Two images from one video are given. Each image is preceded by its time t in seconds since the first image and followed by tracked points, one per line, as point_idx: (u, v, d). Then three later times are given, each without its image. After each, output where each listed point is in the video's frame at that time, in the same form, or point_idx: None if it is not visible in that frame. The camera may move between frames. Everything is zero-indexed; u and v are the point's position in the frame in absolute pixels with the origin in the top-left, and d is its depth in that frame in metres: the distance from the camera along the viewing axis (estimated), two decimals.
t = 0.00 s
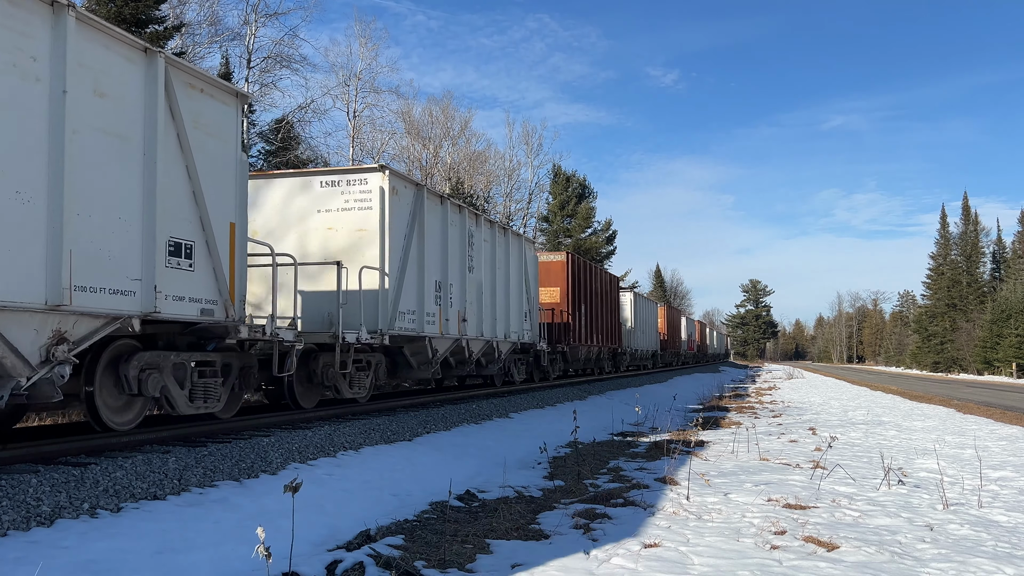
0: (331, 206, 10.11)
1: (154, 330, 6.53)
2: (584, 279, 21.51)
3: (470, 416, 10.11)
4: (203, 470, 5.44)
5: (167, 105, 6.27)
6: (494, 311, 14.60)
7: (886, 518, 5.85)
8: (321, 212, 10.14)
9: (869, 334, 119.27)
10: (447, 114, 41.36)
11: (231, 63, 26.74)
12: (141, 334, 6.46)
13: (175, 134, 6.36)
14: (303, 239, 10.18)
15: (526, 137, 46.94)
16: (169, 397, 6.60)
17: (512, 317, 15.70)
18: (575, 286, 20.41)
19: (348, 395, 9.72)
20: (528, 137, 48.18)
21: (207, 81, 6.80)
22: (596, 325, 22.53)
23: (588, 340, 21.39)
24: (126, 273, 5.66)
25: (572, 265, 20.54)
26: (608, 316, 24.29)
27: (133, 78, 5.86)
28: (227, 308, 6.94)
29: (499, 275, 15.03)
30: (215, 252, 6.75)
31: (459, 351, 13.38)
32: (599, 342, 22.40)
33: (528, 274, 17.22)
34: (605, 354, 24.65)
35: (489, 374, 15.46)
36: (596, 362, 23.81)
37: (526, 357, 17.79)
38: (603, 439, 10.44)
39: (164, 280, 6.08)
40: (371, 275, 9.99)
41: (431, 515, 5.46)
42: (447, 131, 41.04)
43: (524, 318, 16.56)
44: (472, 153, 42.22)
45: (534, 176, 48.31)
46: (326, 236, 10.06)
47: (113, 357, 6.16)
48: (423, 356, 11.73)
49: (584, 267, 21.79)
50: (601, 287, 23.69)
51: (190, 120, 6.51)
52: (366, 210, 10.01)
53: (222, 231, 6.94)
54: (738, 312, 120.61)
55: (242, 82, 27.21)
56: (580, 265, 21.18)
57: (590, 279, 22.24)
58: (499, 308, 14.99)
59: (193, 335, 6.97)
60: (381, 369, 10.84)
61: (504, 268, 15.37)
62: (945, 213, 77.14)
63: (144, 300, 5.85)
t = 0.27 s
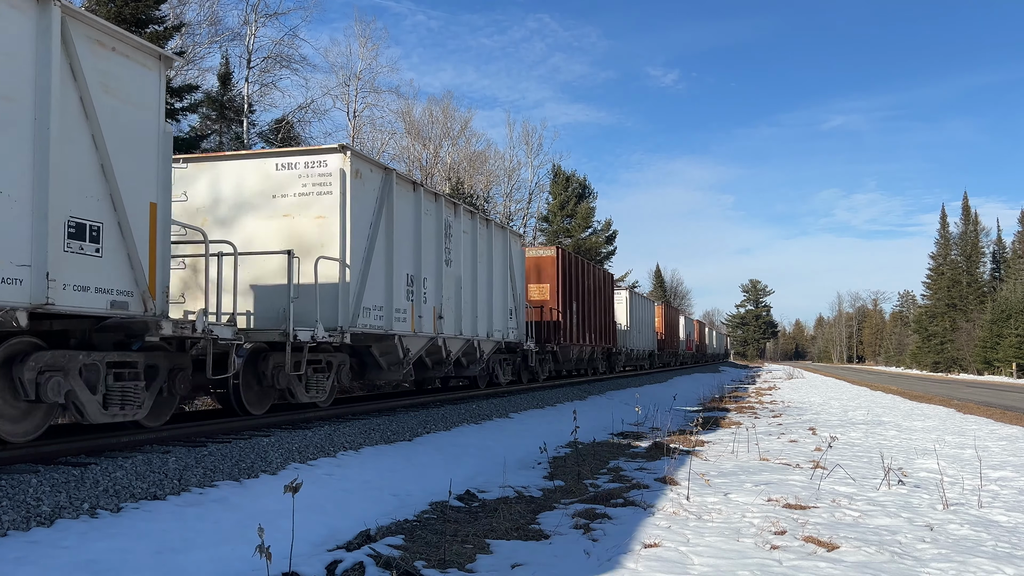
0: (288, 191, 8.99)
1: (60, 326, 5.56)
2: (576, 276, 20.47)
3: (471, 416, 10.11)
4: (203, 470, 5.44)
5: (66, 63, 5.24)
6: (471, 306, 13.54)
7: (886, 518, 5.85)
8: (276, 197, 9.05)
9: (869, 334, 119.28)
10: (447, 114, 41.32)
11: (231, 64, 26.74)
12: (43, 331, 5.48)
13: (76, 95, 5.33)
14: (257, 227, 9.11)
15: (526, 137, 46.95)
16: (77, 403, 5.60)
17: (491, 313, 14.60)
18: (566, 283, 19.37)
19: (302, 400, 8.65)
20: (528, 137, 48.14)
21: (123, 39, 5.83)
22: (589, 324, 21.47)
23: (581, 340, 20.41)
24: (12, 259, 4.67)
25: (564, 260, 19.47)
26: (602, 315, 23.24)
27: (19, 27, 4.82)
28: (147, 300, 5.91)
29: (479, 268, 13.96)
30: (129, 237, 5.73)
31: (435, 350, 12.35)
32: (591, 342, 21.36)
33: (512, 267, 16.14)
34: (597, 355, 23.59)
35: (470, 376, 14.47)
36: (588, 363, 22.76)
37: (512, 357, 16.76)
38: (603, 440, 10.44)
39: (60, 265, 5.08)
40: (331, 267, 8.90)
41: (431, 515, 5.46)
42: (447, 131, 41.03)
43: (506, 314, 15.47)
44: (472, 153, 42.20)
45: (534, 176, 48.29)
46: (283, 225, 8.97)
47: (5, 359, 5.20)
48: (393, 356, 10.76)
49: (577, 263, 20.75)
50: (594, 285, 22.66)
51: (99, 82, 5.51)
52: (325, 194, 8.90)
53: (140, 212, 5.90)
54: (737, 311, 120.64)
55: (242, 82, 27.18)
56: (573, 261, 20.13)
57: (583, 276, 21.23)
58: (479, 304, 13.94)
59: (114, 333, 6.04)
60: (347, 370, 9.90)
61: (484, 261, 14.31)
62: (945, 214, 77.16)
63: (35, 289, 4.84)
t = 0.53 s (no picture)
0: (237, 172, 8.19)
1: None
2: (563, 272, 19.58)
3: (471, 416, 10.11)
4: (203, 470, 5.43)
5: None
6: (446, 301, 12.65)
7: (886, 518, 5.85)
8: (223, 178, 8.22)
9: (869, 334, 119.30)
10: (447, 114, 41.28)
11: (231, 64, 26.74)
12: None
13: None
14: (202, 211, 8.26)
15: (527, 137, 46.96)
16: None
17: (470, 308, 13.67)
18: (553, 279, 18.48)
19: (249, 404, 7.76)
20: (528, 137, 48.11)
21: None
22: (577, 322, 20.55)
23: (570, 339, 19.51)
24: None
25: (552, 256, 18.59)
26: (591, 314, 22.37)
27: None
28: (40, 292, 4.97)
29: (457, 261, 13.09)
30: (12, 212, 4.76)
31: (406, 349, 11.48)
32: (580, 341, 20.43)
33: (494, 259, 15.19)
34: (587, 355, 22.65)
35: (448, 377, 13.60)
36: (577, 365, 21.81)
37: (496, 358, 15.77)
38: (603, 440, 10.44)
39: None
40: (281, 256, 8.06)
41: (431, 515, 5.46)
42: (447, 131, 41.01)
43: (485, 309, 14.54)
44: (472, 153, 42.18)
45: (533, 176, 48.27)
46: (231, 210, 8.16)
47: None
48: (358, 356, 9.89)
49: (565, 258, 19.85)
50: (582, 281, 21.72)
51: None
52: (275, 176, 8.08)
53: (35, 190, 4.98)
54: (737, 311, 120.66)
55: (242, 82, 27.18)
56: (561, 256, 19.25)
57: (570, 272, 20.36)
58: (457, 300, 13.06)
59: (15, 329, 5.21)
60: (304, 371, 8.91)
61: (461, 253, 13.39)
62: (945, 214, 77.18)
63: None
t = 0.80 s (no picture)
0: (167, 150, 7.02)
1: None
2: (556, 268, 18.61)
3: (471, 416, 10.10)
4: (203, 470, 5.43)
5: None
6: (420, 296, 11.41)
7: (886, 518, 5.86)
8: (154, 156, 7.05)
9: (870, 334, 119.33)
10: (447, 114, 41.27)
11: (231, 64, 26.74)
12: None
13: None
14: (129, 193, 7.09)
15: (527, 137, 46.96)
16: None
17: (446, 304, 12.42)
18: (545, 275, 17.49)
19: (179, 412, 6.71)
20: (528, 137, 48.10)
21: None
22: (569, 320, 19.51)
23: (561, 338, 18.55)
24: None
25: (544, 250, 17.60)
26: (584, 312, 21.41)
27: None
28: None
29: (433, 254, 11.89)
30: None
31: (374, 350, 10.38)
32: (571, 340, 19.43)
33: (475, 252, 13.97)
34: (579, 355, 21.62)
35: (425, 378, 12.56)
36: (568, 365, 20.78)
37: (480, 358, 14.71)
38: (603, 440, 10.44)
39: None
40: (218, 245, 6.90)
41: (431, 515, 5.46)
42: (447, 131, 41.00)
43: (464, 306, 13.31)
44: (472, 153, 42.16)
45: (534, 176, 48.25)
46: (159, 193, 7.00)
47: None
48: (315, 357, 8.86)
49: (557, 253, 18.89)
50: (574, 278, 20.71)
51: None
52: (212, 153, 6.90)
53: None
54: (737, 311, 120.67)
55: (242, 82, 27.20)
56: (554, 251, 18.30)
57: (564, 268, 19.39)
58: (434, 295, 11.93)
59: None
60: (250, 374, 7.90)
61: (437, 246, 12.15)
62: (945, 214, 77.20)
63: None
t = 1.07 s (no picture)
0: (83, 119, 6.22)
1: None
2: (543, 264, 17.85)
3: (471, 416, 10.11)
4: (203, 470, 5.43)
5: None
6: (389, 292, 10.40)
7: (886, 518, 5.86)
8: (69, 127, 6.26)
9: (870, 334, 119.36)
10: (447, 114, 41.29)
11: (231, 64, 26.77)
12: None
13: None
14: (42, 171, 6.28)
15: (527, 137, 47.01)
16: None
17: (420, 302, 11.38)
18: (531, 270, 16.73)
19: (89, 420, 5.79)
20: (528, 137, 48.12)
21: None
22: (558, 319, 18.68)
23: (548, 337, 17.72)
24: None
25: (531, 245, 16.85)
26: (574, 310, 20.60)
27: None
28: None
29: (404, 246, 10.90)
30: None
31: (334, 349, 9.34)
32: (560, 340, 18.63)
33: (453, 247, 12.96)
34: (568, 356, 20.73)
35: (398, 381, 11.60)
36: (557, 366, 19.87)
37: (461, 360, 13.75)
38: (603, 439, 10.44)
39: None
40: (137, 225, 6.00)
41: (431, 515, 5.46)
42: (447, 131, 41.03)
43: (439, 304, 12.28)
44: (472, 153, 42.17)
45: (533, 176, 48.27)
46: (76, 169, 6.19)
47: None
48: (263, 358, 7.86)
49: (546, 249, 18.15)
50: (563, 275, 19.90)
51: None
52: (132, 122, 6.07)
53: None
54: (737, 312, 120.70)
55: (243, 82, 27.26)
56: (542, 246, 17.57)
57: (552, 265, 18.64)
58: (405, 291, 10.92)
59: None
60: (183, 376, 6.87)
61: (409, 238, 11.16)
62: (945, 214, 77.25)
63: None
